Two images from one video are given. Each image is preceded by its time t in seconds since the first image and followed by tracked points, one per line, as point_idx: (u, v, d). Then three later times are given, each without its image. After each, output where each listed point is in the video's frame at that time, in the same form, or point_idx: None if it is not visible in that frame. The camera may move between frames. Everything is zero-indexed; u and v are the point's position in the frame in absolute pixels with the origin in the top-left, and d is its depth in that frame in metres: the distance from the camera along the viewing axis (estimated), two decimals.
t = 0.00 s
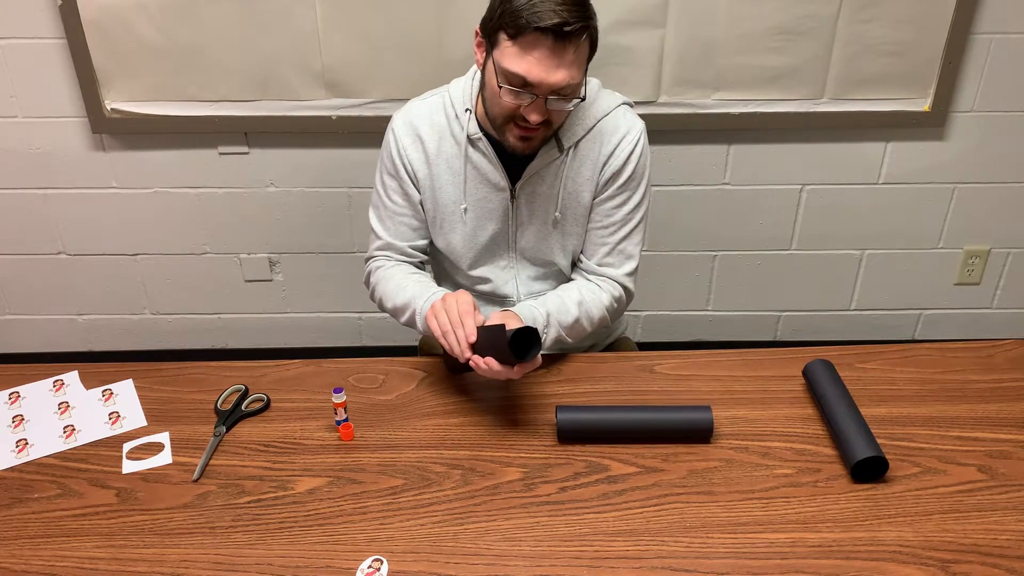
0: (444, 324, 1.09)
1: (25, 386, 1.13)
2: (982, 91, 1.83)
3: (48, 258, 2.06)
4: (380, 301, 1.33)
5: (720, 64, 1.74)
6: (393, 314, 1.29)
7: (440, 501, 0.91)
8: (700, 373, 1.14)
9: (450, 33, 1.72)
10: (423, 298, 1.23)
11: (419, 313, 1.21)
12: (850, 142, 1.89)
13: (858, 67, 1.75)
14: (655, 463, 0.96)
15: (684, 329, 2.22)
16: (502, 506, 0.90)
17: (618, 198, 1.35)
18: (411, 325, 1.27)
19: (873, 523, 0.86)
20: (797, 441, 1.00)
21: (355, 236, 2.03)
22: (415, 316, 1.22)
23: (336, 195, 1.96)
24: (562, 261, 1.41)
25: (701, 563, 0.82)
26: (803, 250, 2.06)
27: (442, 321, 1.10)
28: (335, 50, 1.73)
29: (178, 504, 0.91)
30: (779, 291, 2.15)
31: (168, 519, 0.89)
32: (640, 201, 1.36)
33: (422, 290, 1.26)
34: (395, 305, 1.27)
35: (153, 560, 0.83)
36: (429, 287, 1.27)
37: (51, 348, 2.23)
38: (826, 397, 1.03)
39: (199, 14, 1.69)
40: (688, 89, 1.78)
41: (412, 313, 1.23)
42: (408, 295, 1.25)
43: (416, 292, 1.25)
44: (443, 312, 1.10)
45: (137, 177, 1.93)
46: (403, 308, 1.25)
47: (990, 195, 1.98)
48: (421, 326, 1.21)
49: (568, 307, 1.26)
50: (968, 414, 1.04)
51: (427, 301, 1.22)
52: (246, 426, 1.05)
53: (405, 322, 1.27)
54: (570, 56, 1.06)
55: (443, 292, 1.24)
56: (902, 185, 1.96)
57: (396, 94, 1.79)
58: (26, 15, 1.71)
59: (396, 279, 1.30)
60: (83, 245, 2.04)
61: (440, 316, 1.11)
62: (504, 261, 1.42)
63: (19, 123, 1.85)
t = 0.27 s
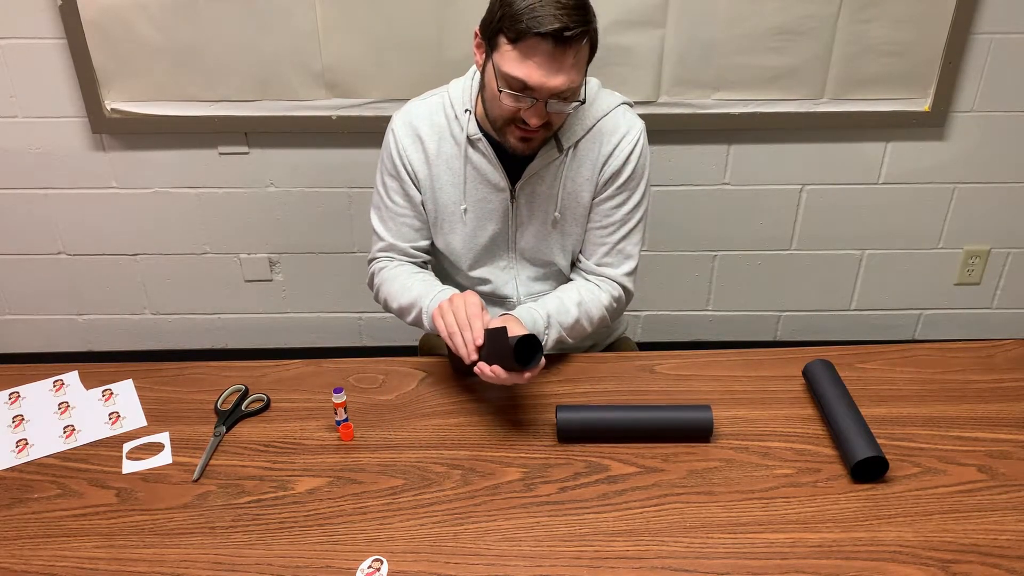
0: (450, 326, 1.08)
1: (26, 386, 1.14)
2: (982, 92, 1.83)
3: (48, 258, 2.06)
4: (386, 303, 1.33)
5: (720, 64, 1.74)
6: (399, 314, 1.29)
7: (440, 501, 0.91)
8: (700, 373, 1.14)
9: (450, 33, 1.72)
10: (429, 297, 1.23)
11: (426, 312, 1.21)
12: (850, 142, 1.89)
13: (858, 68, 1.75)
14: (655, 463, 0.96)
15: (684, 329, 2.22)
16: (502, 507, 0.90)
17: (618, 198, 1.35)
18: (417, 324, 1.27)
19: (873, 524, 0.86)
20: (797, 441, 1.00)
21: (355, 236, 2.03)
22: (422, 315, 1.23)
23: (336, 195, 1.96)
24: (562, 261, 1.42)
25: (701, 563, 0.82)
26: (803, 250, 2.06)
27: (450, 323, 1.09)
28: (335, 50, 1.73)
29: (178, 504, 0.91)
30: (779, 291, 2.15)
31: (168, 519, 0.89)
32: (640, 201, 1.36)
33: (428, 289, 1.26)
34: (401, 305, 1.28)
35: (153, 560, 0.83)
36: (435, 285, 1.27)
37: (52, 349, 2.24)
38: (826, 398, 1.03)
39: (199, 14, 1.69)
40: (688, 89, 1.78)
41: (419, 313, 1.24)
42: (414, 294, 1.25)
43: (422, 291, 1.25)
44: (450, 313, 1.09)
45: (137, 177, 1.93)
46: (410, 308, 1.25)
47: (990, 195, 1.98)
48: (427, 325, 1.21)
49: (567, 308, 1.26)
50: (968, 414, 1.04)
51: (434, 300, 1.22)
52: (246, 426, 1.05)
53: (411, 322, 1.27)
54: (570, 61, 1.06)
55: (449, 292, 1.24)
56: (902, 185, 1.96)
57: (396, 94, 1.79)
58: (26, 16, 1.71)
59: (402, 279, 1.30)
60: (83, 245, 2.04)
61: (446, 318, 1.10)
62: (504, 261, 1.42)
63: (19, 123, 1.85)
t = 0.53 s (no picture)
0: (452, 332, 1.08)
1: (25, 386, 1.14)
2: (982, 91, 1.83)
3: (48, 258, 2.06)
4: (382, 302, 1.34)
5: (720, 64, 1.74)
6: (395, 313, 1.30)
7: (440, 501, 0.91)
8: (700, 373, 1.14)
9: (449, 33, 1.72)
10: (425, 296, 1.24)
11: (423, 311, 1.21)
12: (850, 142, 1.89)
13: (858, 68, 1.75)
14: (655, 463, 0.96)
15: (684, 329, 2.22)
16: (502, 506, 0.90)
17: (619, 198, 1.35)
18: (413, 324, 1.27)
19: (873, 523, 0.86)
20: (797, 441, 1.00)
21: (355, 236, 2.03)
22: (418, 314, 1.23)
23: (336, 195, 1.96)
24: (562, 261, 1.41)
25: (701, 563, 0.82)
26: (803, 250, 2.06)
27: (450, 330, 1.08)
28: (335, 50, 1.73)
29: (178, 504, 0.91)
30: (779, 291, 2.15)
31: (168, 520, 0.89)
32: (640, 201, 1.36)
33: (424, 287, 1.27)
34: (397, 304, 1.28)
35: (153, 560, 0.83)
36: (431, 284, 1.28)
37: (51, 348, 2.23)
38: (826, 397, 1.03)
39: (199, 14, 1.69)
40: (689, 89, 1.78)
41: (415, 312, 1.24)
42: (410, 293, 1.26)
43: (419, 290, 1.26)
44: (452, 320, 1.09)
45: (137, 177, 1.93)
46: (406, 307, 1.26)
47: (990, 195, 1.98)
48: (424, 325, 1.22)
49: (570, 309, 1.26)
50: (968, 414, 1.04)
51: (430, 299, 1.23)
52: (246, 426, 1.05)
53: (407, 320, 1.27)
54: (572, 61, 1.06)
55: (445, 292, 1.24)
56: (901, 185, 1.96)
57: (396, 94, 1.79)
58: (26, 16, 1.71)
59: (399, 277, 1.31)
60: (83, 245, 2.04)
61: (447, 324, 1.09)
62: (504, 261, 1.42)
63: (19, 123, 1.85)
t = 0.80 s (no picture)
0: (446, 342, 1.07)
1: (25, 386, 1.14)
2: (982, 91, 1.83)
3: (48, 258, 2.06)
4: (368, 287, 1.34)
5: (720, 64, 1.74)
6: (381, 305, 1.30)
7: (440, 501, 0.91)
8: (700, 373, 1.14)
9: (449, 33, 1.72)
10: (411, 289, 1.24)
11: (408, 305, 1.21)
12: (850, 142, 1.88)
13: (858, 68, 1.75)
14: (655, 463, 0.96)
15: (684, 329, 2.22)
16: (502, 507, 0.90)
17: (620, 199, 1.35)
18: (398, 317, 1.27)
19: (873, 523, 0.86)
20: (797, 441, 1.00)
21: (355, 236, 2.03)
22: (403, 308, 1.23)
23: (336, 195, 1.96)
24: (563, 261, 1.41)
25: (701, 563, 0.82)
26: (803, 250, 2.06)
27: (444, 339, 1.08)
28: (335, 50, 1.73)
29: (178, 504, 0.91)
30: (779, 291, 2.15)
31: (168, 520, 0.89)
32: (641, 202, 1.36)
33: (411, 281, 1.26)
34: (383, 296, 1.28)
35: (153, 560, 0.83)
36: (418, 278, 1.27)
37: (51, 348, 2.23)
38: (826, 397, 1.03)
39: (199, 14, 1.69)
40: (689, 89, 1.78)
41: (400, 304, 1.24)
42: (396, 285, 1.26)
43: (404, 283, 1.26)
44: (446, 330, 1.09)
45: (137, 177, 1.93)
46: (391, 299, 1.26)
47: (990, 195, 1.98)
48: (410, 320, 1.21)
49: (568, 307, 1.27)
50: (968, 414, 1.04)
51: (415, 292, 1.22)
52: (246, 426, 1.05)
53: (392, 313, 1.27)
54: (577, 62, 1.06)
55: (431, 286, 1.24)
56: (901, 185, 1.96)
57: (396, 94, 1.79)
58: (26, 16, 1.71)
59: (385, 269, 1.31)
60: (84, 246, 2.04)
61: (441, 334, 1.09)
62: (505, 261, 1.42)
63: (19, 123, 1.85)
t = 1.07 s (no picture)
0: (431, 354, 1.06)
1: (25, 386, 1.13)
2: (982, 91, 1.83)
3: (48, 258, 2.06)
4: (349, 288, 1.33)
5: (720, 64, 1.74)
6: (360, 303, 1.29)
7: (440, 501, 0.91)
8: (700, 373, 1.14)
9: (450, 33, 1.72)
10: (392, 292, 1.23)
11: (388, 308, 1.21)
12: (850, 142, 1.89)
13: (858, 68, 1.75)
14: (655, 463, 0.96)
15: (684, 329, 2.22)
16: (502, 507, 0.90)
17: (624, 201, 1.35)
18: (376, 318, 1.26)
19: (873, 523, 0.86)
20: (797, 441, 1.00)
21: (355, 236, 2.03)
22: (382, 311, 1.23)
23: (336, 195, 1.96)
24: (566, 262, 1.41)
25: (702, 563, 0.82)
26: (803, 250, 2.06)
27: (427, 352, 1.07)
28: (335, 50, 1.73)
29: (178, 504, 0.91)
30: (779, 291, 2.15)
31: (168, 520, 0.89)
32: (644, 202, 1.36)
33: (394, 283, 1.25)
34: (363, 294, 1.28)
35: (153, 560, 0.83)
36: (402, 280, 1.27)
37: (51, 348, 2.23)
38: (826, 397, 1.03)
39: (199, 14, 1.69)
40: (689, 89, 1.78)
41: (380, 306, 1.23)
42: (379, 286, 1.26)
43: (386, 285, 1.25)
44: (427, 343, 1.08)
45: (137, 177, 1.93)
46: (371, 299, 1.26)
47: (990, 195, 1.98)
48: (390, 323, 1.21)
49: (573, 311, 1.27)
50: (968, 414, 1.04)
51: (397, 296, 1.22)
52: (246, 426, 1.05)
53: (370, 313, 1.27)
54: (583, 66, 1.06)
55: (413, 290, 1.24)
56: (901, 185, 1.96)
57: (396, 94, 1.79)
58: (26, 16, 1.71)
59: (367, 268, 1.30)
60: (84, 246, 2.04)
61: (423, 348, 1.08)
62: (506, 261, 1.42)
63: (19, 123, 1.85)
